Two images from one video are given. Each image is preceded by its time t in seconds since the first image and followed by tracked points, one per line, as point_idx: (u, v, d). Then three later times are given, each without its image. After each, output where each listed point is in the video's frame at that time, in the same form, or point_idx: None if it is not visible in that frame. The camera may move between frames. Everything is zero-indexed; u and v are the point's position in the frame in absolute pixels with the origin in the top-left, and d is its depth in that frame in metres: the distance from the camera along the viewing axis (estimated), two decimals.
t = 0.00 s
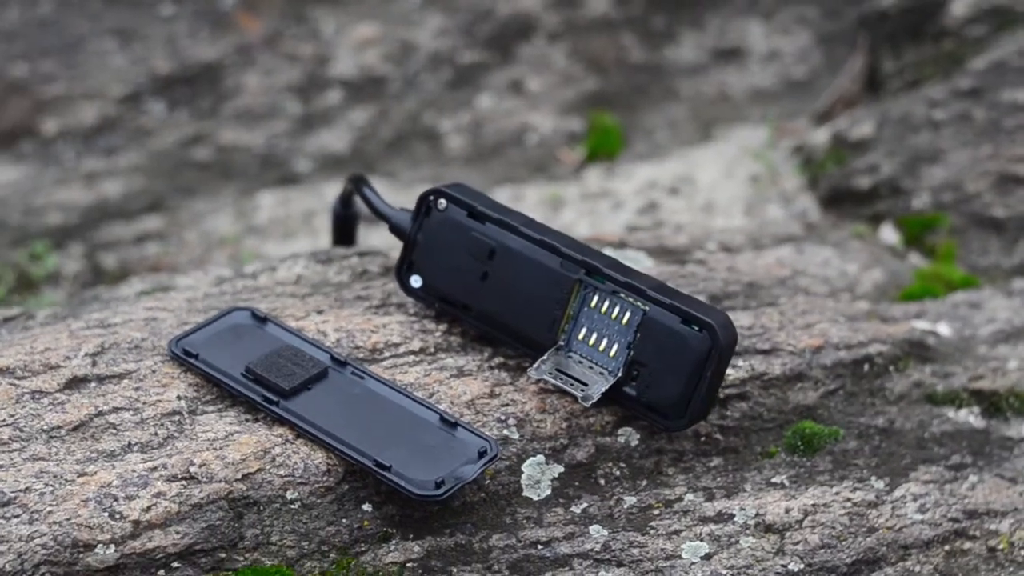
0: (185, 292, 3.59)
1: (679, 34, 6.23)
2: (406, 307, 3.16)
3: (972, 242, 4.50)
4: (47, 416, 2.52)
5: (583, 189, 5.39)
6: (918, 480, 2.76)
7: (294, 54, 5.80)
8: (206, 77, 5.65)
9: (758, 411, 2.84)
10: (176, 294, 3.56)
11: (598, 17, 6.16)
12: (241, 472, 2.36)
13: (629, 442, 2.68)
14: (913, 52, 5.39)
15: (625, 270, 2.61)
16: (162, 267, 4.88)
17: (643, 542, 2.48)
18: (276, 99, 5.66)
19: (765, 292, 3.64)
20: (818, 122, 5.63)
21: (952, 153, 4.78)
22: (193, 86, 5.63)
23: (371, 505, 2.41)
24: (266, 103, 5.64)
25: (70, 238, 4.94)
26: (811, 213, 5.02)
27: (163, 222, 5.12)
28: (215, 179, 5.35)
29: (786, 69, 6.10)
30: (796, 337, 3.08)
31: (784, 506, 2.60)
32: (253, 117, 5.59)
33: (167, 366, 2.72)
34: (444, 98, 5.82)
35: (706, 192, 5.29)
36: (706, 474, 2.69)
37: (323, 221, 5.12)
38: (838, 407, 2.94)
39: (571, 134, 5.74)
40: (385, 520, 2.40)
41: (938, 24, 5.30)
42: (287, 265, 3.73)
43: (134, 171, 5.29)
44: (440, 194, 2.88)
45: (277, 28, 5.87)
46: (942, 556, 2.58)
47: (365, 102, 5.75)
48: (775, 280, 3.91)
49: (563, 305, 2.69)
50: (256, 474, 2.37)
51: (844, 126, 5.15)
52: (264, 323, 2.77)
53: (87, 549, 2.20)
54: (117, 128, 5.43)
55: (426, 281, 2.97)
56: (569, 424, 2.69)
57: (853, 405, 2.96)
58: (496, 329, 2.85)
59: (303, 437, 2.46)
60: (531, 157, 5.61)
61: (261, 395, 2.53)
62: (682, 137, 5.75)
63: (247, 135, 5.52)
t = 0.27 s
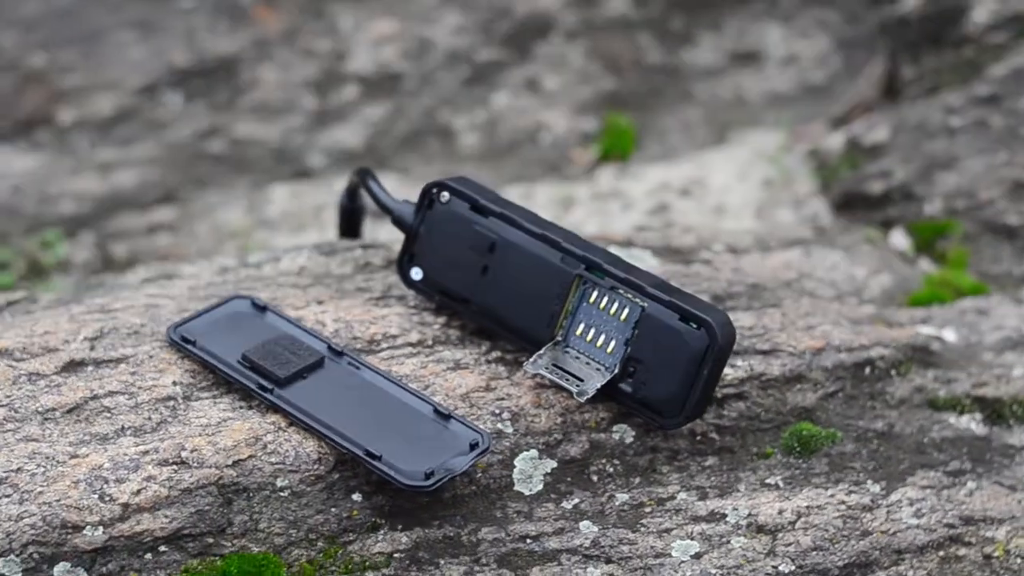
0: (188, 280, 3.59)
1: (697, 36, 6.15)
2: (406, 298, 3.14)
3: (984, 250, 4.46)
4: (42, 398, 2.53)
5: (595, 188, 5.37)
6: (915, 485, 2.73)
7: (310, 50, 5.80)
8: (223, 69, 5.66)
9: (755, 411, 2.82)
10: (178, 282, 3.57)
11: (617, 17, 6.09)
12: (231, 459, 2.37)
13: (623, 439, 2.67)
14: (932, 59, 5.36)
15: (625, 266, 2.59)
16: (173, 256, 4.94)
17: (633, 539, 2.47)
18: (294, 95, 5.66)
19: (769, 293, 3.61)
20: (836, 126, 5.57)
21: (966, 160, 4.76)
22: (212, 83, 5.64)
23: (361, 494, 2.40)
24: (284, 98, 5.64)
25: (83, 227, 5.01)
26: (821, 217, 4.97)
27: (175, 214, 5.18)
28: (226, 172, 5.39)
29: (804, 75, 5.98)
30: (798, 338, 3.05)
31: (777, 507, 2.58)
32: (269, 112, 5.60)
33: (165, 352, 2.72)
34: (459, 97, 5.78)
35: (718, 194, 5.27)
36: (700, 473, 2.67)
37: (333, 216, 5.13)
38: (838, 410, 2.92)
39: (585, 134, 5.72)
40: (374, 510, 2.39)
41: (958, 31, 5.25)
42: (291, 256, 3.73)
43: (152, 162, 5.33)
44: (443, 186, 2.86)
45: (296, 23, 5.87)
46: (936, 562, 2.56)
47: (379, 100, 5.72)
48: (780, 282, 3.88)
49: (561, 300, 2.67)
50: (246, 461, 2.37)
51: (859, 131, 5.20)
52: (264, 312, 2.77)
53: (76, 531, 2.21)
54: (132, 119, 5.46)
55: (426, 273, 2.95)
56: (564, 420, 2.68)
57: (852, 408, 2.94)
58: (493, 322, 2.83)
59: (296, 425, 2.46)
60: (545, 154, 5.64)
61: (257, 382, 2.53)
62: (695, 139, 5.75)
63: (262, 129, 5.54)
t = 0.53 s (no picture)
0: (189, 271, 3.59)
1: (715, 39, 6.24)
2: (404, 292, 3.13)
3: (993, 256, 4.42)
4: (35, 383, 2.54)
5: (607, 190, 5.35)
6: (911, 490, 2.71)
7: (327, 47, 5.91)
8: (241, 65, 5.76)
9: (750, 412, 2.80)
10: (180, 272, 3.56)
11: (634, 19, 6.23)
12: (220, 447, 2.37)
13: (616, 437, 2.66)
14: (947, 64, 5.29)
15: (621, 262, 2.58)
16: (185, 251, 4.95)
17: (622, 537, 2.45)
18: (310, 92, 5.73)
19: (771, 295, 3.59)
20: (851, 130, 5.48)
21: (978, 165, 4.71)
22: (228, 76, 5.73)
23: (349, 486, 2.40)
24: (300, 94, 5.71)
25: (99, 220, 5.06)
26: (832, 221, 4.95)
27: (190, 209, 5.19)
28: (242, 169, 5.41)
29: (821, 79, 5.98)
30: (796, 339, 3.03)
31: (768, 509, 2.56)
32: (286, 108, 5.66)
33: (160, 341, 2.73)
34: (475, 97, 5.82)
35: (730, 197, 5.24)
36: (693, 473, 2.65)
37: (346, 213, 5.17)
38: (835, 412, 2.89)
39: (598, 136, 5.71)
40: (362, 502, 2.38)
41: (975, 36, 5.19)
42: (293, 248, 3.72)
43: (167, 157, 5.37)
44: (441, 179, 2.85)
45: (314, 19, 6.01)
46: (930, 567, 2.53)
47: (396, 98, 5.80)
48: (783, 284, 3.85)
49: (556, 295, 2.66)
50: (235, 450, 2.37)
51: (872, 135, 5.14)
52: (260, 303, 2.77)
53: (62, 516, 2.23)
54: (150, 114, 5.55)
55: (423, 268, 2.94)
56: (557, 416, 2.67)
57: (849, 411, 2.91)
58: (489, 317, 2.82)
59: (286, 416, 2.45)
60: (557, 155, 5.62)
61: (249, 372, 2.52)
62: (711, 142, 5.71)
63: (278, 127, 5.59)
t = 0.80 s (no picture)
0: (191, 264, 3.60)
1: (733, 42, 6.20)
2: (400, 288, 3.12)
3: (1002, 262, 4.36)
4: (27, 372, 2.55)
5: (620, 192, 5.35)
6: (905, 495, 2.67)
7: (344, 46, 5.91)
8: (258, 64, 5.78)
9: (744, 414, 2.78)
10: (182, 265, 3.57)
11: (651, 21, 6.15)
12: (208, 439, 2.38)
13: (608, 437, 2.64)
14: (964, 69, 5.17)
15: (613, 261, 2.57)
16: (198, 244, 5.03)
17: (609, 537, 2.44)
18: (326, 90, 5.75)
19: (772, 297, 3.55)
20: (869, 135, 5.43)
21: (990, 171, 4.62)
22: (246, 75, 5.76)
23: (336, 481, 2.39)
24: (316, 92, 5.74)
25: (114, 215, 5.14)
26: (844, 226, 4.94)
27: (205, 205, 5.28)
28: (260, 166, 5.48)
29: (839, 83, 5.99)
30: (793, 341, 3.01)
31: (760, 511, 2.54)
32: (302, 107, 5.70)
33: (154, 333, 2.73)
34: (491, 96, 5.84)
35: (741, 201, 5.22)
36: (685, 474, 2.63)
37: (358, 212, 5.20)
38: (830, 415, 2.86)
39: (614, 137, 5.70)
40: (349, 497, 2.38)
41: (991, 42, 5.07)
42: (295, 244, 3.70)
43: (182, 153, 5.43)
44: (437, 176, 2.85)
45: (330, 21, 5.98)
46: (923, 573, 2.50)
47: (414, 97, 5.81)
48: (786, 287, 3.82)
49: (549, 293, 2.65)
50: (223, 442, 2.38)
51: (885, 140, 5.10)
52: (256, 296, 2.77)
53: (48, 504, 2.24)
54: (167, 110, 5.58)
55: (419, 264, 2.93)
56: (549, 415, 2.65)
57: (846, 414, 2.88)
58: (483, 314, 2.81)
59: (275, 409, 2.45)
60: (572, 156, 5.63)
61: (239, 364, 2.52)
62: (726, 146, 5.70)
63: (295, 125, 5.64)
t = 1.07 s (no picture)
0: (192, 260, 3.60)
1: (749, 46, 6.12)
2: (395, 287, 3.10)
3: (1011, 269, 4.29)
4: (18, 364, 2.56)
5: (631, 195, 5.32)
6: (901, 501, 2.64)
7: (359, 46, 5.88)
8: (273, 66, 5.77)
9: (738, 417, 2.75)
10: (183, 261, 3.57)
11: (668, 25, 6.08)
12: (195, 434, 2.37)
13: (600, 438, 2.62)
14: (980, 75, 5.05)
15: (606, 261, 2.55)
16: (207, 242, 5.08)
17: (597, 539, 2.41)
18: (340, 90, 5.75)
19: (774, 301, 3.51)
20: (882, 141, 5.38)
21: (1001, 176, 4.55)
22: (260, 73, 5.77)
23: (323, 477, 2.38)
24: (330, 92, 5.73)
25: (125, 214, 5.22)
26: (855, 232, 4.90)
27: (216, 204, 5.32)
28: (272, 166, 5.51)
29: (855, 88, 5.93)
30: (790, 345, 2.97)
31: (751, 515, 2.51)
32: (315, 106, 5.70)
33: (147, 328, 2.72)
34: (504, 99, 5.84)
35: (753, 205, 5.20)
36: (677, 477, 2.61)
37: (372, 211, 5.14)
38: (827, 420, 2.82)
39: (626, 141, 5.69)
40: (336, 494, 2.37)
41: (1007, 47, 4.95)
42: (296, 242, 3.69)
43: (197, 152, 5.49)
44: (433, 174, 2.83)
45: (346, 21, 5.94)
46: None
47: (426, 100, 5.81)
48: (789, 291, 3.78)
49: (543, 293, 2.63)
50: (210, 437, 2.37)
51: (897, 144, 5.05)
52: (251, 293, 2.75)
53: (33, 496, 2.25)
54: (182, 110, 5.63)
55: (415, 263, 2.92)
56: (540, 415, 2.63)
57: (843, 419, 2.84)
58: (477, 313, 2.79)
59: (264, 406, 2.44)
60: (582, 160, 5.61)
61: (230, 360, 2.51)
62: (738, 149, 5.68)
63: (307, 125, 5.65)
